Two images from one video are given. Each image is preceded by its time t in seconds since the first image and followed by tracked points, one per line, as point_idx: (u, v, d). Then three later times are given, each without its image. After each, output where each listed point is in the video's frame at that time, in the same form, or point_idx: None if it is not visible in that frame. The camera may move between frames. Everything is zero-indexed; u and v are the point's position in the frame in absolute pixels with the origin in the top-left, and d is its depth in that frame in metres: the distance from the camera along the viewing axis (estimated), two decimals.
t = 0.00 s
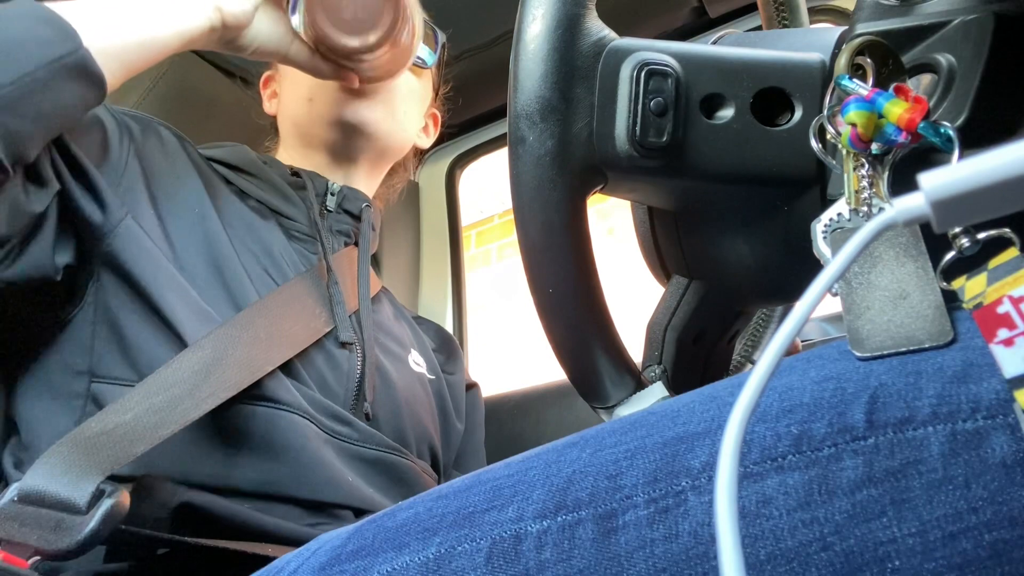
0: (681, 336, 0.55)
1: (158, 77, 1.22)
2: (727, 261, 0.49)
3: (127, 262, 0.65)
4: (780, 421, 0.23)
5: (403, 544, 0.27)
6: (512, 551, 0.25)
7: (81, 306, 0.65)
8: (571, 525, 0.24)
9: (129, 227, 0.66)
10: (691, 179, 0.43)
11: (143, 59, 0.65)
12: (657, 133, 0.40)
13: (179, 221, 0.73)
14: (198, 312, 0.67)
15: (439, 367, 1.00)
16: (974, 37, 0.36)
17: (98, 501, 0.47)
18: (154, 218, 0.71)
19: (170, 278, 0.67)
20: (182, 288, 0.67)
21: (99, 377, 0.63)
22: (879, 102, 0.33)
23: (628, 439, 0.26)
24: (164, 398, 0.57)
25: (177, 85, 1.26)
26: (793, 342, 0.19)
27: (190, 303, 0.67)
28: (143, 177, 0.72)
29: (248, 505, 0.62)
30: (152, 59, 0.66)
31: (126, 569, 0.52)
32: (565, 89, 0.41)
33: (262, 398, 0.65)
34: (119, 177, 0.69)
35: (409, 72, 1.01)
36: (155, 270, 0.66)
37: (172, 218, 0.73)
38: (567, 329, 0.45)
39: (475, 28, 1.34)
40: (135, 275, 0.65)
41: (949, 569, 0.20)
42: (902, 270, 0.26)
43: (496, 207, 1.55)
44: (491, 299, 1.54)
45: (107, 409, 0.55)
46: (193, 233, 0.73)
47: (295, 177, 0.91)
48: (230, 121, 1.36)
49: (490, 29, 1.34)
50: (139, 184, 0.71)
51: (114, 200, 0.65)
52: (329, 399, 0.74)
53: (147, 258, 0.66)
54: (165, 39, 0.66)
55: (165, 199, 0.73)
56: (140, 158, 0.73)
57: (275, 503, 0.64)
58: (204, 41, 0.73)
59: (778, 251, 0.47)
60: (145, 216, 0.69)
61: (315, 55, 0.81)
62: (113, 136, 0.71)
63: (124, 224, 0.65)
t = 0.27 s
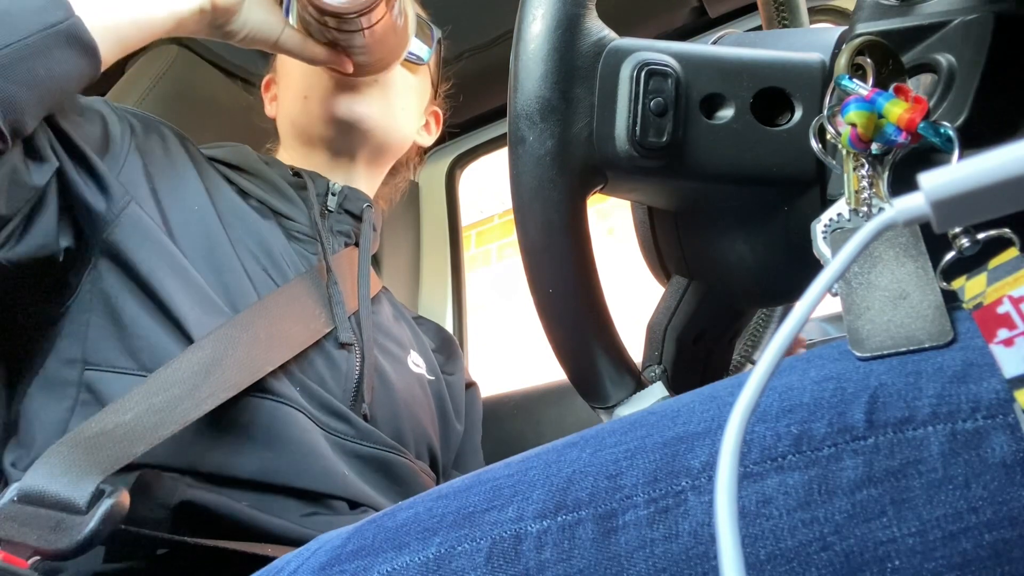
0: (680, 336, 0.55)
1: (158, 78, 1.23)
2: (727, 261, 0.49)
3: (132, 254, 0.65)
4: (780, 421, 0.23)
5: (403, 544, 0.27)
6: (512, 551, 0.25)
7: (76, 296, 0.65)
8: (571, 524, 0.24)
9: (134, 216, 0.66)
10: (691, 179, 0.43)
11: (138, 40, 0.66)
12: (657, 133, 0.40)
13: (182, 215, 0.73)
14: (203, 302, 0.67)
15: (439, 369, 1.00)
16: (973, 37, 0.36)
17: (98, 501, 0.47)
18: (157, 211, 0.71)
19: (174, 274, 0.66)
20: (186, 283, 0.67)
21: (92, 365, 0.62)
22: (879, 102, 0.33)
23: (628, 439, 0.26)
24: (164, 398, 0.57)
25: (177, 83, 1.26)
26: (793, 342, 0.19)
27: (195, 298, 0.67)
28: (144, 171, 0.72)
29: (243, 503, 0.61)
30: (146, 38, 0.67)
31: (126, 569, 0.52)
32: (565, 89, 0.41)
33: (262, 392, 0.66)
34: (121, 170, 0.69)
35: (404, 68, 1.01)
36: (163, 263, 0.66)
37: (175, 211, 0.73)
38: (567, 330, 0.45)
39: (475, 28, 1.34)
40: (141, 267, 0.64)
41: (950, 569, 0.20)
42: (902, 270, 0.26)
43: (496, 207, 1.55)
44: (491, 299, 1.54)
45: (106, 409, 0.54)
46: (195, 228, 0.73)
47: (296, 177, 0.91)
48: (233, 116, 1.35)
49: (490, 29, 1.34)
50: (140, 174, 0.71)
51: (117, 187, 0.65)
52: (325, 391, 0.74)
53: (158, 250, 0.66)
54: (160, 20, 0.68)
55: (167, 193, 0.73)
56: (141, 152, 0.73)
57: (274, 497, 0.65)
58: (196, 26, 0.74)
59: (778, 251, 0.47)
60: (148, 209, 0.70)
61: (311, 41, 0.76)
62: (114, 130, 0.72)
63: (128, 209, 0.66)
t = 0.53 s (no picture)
0: (680, 336, 0.55)
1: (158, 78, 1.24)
2: (727, 261, 0.49)
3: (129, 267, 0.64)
4: (780, 421, 0.24)
5: (403, 544, 0.27)
6: (512, 551, 0.25)
7: (73, 306, 0.64)
8: (571, 524, 0.24)
9: (130, 223, 0.66)
10: (690, 179, 0.43)
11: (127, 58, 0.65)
12: (657, 133, 0.40)
13: (179, 218, 0.73)
14: (201, 307, 0.67)
15: (438, 371, 1.00)
16: (973, 37, 0.36)
17: (98, 501, 0.47)
18: (151, 216, 0.70)
19: (172, 281, 0.66)
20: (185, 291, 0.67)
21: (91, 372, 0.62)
22: (879, 102, 0.33)
23: (628, 439, 0.26)
24: (164, 399, 0.57)
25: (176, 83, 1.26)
26: (793, 342, 0.19)
27: (192, 302, 0.67)
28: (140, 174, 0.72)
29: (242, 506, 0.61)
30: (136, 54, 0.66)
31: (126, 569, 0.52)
32: (565, 89, 0.41)
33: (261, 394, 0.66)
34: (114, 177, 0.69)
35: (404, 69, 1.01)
36: (160, 271, 0.66)
37: (171, 216, 0.72)
38: (567, 330, 0.45)
39: (475, 28, 1.34)
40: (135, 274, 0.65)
41: (950, 569, 0.20)
42: (902, 270, 0.26)
43: (496, 207, 1.55)
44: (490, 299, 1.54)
45: (106, 409, 0.54)
46: (192, 231, 0.73)
47: (296, 178, 0.91)
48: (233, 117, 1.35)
49: (490, 29, 1.34)
50: (135, 178, 0.70)
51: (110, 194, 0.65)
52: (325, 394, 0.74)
53: (147, 254, 0.66)
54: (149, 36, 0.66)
55: (163, 197, 0.73)
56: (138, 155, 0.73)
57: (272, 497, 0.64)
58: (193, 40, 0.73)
59: (778, 252, 0.47)
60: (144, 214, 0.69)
61: (309, 56, 0.80)
62: (111, 135, 0.71)
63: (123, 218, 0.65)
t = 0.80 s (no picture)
0: (680, 336, 0.55)
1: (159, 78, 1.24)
2: (728, 261, 0.49)
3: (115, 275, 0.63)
4: (780, 421, 0.24)
5: (403, 544, 0.27)
6: (512, 551, 0.25)
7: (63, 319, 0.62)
8: (571, 525, 0.24)
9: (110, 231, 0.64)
10: (691, 178, 0.42)
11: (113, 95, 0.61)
12: (657, 133, 0.40)
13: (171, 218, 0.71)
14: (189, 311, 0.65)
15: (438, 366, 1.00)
16: (973, 37, 0.36)
17: (98, 501, 0.47)
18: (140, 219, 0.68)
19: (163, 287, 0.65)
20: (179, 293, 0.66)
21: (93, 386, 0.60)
22: (879, 102, 0.33)
23: (628, 440, 0.26)
24: (164, 398, 0.57)
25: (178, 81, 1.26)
26: (794, 342, 0.19)
27: (181, 306, 0.65)
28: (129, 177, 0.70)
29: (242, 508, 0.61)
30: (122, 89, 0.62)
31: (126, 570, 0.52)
32: (565, 89, 0.41)
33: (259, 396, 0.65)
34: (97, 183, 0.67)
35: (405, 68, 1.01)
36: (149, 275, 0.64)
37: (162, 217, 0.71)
38: (567, 329, 0.45)
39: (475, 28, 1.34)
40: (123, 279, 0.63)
41: (949, 569, 0.20)
42: (902, 270, 0.26)
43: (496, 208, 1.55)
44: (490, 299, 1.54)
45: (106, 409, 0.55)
46: (183, 231, 0.71)
47: (296, 177, 0.92)
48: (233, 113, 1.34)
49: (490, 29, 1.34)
50: (122, 179, 0.69)
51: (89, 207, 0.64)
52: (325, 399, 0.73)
53: (132, 259, 0.64)
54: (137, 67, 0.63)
55: (153, 196, 0.71)
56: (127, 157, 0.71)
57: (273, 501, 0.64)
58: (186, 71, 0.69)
59: (778, 252, 0.47)
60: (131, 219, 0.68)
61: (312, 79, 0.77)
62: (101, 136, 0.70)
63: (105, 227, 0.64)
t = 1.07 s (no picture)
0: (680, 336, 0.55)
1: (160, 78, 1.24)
2: (728, 262, 0.49)
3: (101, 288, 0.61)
4: (780, 422, 0.24)
5: (403, 545, 0.27)
6: (512, 551, 0.25)
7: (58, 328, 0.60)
8: (572, 525, 0.24)
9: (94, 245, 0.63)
10: (691, 178, 0.42)
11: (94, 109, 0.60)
12: (657, 133, 0.40)
13: (163, 226, 0.71)
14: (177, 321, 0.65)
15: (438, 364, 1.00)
16: (973, 36, 0.36)
17: (98, 501, 0.47)
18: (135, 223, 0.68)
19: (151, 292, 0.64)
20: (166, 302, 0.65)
21: (98, 398, 0.61)
22: (879, 102, 0.33)
23: (628, 440, 0.26)
24: (163, 397, 0.57)
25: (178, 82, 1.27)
26: (793, 342, 0.19)
27: (165, 313, 0.65)
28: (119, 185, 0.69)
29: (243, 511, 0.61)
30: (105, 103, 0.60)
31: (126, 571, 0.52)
32: (565, 89, 0.41)
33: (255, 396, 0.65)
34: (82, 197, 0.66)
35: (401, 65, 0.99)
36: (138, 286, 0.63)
37: (154, 225, 0.70)
38: (567, 330, 0.45)
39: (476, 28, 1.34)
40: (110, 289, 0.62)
41: (949, 570, 0.20)
42: (901, 270, 0.26)
43: (496, 207, 1.55)
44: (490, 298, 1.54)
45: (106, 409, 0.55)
46: (175, 240, 0.71)
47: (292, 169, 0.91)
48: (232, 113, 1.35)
49: (490, 29, 1.34)
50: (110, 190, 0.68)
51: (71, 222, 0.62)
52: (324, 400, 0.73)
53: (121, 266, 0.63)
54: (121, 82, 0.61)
55: (151, 198, 0.71)
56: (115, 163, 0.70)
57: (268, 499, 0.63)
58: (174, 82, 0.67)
59: (778, 252, 0.47)
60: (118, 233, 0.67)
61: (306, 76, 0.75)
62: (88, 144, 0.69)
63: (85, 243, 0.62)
